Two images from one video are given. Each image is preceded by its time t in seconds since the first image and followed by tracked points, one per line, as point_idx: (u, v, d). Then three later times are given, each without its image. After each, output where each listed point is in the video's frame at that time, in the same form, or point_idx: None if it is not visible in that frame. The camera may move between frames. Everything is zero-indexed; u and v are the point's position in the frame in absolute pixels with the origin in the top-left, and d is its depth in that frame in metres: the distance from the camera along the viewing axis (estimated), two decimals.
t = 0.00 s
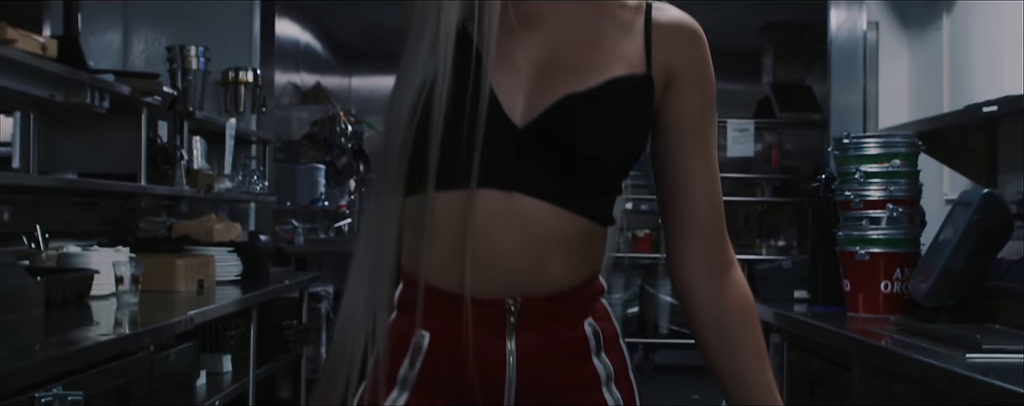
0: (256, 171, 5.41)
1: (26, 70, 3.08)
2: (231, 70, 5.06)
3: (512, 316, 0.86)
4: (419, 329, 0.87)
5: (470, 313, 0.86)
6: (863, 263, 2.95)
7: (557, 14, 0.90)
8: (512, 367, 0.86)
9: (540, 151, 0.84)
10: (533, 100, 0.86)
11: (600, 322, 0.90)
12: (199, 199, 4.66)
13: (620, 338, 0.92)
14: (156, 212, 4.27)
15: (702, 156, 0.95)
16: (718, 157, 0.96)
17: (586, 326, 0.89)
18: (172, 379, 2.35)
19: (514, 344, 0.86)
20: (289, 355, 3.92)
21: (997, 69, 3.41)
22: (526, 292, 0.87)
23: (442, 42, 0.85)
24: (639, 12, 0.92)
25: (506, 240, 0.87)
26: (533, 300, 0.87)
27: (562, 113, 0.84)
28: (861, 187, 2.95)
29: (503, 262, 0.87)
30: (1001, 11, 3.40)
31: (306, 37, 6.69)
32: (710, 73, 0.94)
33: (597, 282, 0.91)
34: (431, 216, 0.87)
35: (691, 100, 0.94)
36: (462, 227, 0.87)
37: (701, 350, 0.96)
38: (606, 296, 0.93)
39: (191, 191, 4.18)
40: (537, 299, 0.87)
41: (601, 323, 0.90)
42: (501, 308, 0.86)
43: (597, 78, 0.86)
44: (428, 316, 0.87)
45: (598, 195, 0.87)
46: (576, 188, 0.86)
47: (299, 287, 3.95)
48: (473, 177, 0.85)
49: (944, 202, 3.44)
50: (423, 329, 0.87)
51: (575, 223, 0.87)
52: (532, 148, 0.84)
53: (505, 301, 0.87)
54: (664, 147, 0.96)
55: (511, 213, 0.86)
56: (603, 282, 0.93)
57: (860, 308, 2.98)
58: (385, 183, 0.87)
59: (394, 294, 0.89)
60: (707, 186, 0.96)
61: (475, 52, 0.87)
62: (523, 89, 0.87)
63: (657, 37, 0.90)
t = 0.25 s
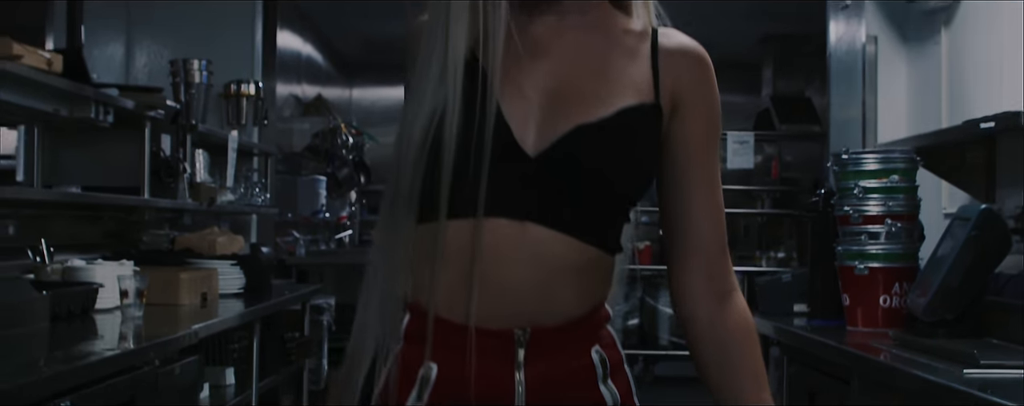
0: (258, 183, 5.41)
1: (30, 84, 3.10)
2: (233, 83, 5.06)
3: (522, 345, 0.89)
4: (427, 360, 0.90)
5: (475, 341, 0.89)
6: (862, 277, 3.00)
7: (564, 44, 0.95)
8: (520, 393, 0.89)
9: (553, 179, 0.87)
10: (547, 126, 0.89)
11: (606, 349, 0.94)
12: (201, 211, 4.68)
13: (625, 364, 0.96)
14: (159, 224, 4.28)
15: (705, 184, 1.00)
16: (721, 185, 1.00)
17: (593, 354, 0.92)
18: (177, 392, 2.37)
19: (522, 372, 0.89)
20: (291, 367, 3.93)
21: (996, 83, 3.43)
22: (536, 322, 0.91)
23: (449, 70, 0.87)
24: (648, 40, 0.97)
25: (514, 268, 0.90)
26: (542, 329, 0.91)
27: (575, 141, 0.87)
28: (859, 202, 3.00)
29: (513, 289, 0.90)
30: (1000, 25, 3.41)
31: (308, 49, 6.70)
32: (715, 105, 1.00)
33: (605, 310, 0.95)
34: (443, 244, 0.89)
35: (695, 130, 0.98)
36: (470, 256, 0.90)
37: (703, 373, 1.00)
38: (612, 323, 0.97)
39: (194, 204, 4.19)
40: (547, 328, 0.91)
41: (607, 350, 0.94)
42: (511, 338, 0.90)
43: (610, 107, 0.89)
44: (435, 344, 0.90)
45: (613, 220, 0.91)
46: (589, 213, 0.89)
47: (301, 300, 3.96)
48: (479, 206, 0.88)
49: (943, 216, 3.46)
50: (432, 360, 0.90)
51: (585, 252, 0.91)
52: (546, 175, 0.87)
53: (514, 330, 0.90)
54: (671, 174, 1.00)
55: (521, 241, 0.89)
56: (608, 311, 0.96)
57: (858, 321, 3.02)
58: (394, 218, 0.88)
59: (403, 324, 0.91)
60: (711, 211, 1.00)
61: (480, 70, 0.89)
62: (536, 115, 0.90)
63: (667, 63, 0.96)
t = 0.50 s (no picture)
0: (260, 196, 5.41)
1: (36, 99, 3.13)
2: (236, 95, 5.04)
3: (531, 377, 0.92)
4: (434, 390, 0.92)
5: (477, 371, 0.92)
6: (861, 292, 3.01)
7: (568, 74, 0.98)
8: None
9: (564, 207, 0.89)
10: (557, 151, 0.91)
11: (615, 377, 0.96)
12: (204, 225, 4.68)
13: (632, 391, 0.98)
14: (161, 238, 4.30)
15: (709, 211, 1.03)
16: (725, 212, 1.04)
17: (603, 383, 0.94)
18: None
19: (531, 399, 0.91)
20: (294, 381, 3.93)
21: (994, 99, 3.45)
22: (545, 353, 0.93)
23: (452, 106, 0.90)
24: (653, 65, 1.00)
25: (524, 297, 0.92)
26: (551, 359, 0.93)
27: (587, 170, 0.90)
28: (859, 217, 3.04)
29: (524, 317, 0.93)
30: (998, 41, 3.44)
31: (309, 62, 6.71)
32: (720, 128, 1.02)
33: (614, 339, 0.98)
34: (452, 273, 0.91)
35: (701, 156, 1.01)
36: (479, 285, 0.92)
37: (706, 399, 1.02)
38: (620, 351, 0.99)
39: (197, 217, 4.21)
40: (556, 358, 0.93)
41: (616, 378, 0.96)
42: (519, 368, 0.92)
43: (621, 135, 0.93)
44: (444, 373, 0.92)
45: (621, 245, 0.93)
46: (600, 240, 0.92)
47: (304, 313, 3.98)
48: (488, 236, 0.90)
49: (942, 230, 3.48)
50: (440, 389, 0.92)
51: (595, 281, 0.93)
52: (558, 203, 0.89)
53: (523, 360, 0.92)
54: (678, 200, 1.02)
55: (532, 269, 0.91)
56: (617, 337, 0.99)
57: (858, 336, 3.02)
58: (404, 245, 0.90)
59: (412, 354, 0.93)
60: (715, 239, 1.03)
61: (486, 95, 0.91)
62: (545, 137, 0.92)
63: (674, 89, 0.99)
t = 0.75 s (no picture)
0: (262, 208, 5.41)
1: (42, 115, 3.16)
2: (238, 108, 5.05)
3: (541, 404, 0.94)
4: None
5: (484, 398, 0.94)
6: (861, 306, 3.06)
7: (573, 103, 1.00)
8: None
9: (572, 236, 0.92)
10: (566, 180, 0.94)
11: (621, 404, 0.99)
12: (207, 238, 4.69)
13: None
14: (164, 251, 4.32)
15: (713, 230, 1.04)
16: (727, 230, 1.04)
17: None
18: None
19: None
20: (296, 394, 3.95)
21: (992, 115, 3.48)
22: (555, 381, 0.95)
23: (456, 127, 0.91)
24: (658, 88, 1.03)
25: (532, 323, 0.94)
26: (560, 388, 0.95)
27: (595, 197, 0.92)
28: (858, 233, 3.06)
29: (533, 343, 0.95)
30: (996, 57, 3.46)
31: (313, 73, 6.71)
32: (725, 151, 1.03)
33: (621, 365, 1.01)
34: (462, 302, 0.94)
35: (703, 179, 1.02)
36: (487, 313, 0.94)
37: None
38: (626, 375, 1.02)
39: (200, 231, 4.23)
40: (565, 387, 0.95)
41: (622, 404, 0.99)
42: (529, 395, 0.94)
43: (629, 160, 0.95)
44: (452, 402, 0.95)
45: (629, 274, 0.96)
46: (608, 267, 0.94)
47: (306, 326, 3.99)
48: (496, 266, 0.92)
49: (940, 244, 3.51)
50: None
51: (605, 307, 0.95)
52: (567, 235, 0.92)
53: (533, 389, 0.95)
54: (684, 226, 1.04)
55: (542, 295, 0.94)
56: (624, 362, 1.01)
57: (858, 350, 3.08)
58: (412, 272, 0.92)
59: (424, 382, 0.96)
60: (715, 258, 1.04)
61: (494, 125, 0.93)
62: (553, 166, 0.95)
63: (679, 114, 1.01)
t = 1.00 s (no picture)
0: (265, 220, 5.43)
1: (47, 130, 3.18)
2: (242, 121, 5.07)
3: None
4: None
5: None
6: (861, 320, 3.09)
7: (577, 122, 1.00)
8: None
9: (581, 256, 0.92)
10: (573, 201, 0.94)
11: None
12: (209, 250, 4.71)
13: None
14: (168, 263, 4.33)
15: (719, 248, 1.03)
16: (731, 247, 1.04)
17: None
18: None
19: None
20: None
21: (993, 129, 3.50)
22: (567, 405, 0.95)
23: (460, 151, 0.89)
24: (665, 104, 1.02)
25: (541, 345, 0.95)
26: None
27: (602, 216, 0.93)
28: (859, 246, 3.09)
29: (540, 365, 0.95)
30: (996, 71, 3.48)
31: (316, 84, 6.73)
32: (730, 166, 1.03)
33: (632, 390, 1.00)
34: (471, 325, 0.94)
35: (711, 194, 1.01)
36: (494, 335, 0.95)
37: None
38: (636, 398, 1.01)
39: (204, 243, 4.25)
40: None
41: None
42: None
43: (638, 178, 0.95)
44: None
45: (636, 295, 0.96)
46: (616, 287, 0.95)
47: (309, 338, 4.01)
48: (504, 288, 0.92)
49: (940, 256, 3.53)
50: None
51: (613, 325, 0.95)
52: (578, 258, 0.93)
53: None
54: (691, 245, 1.03)
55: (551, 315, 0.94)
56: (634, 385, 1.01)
57: (858, 363, 3.10)
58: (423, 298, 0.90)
59: None
60: (718, 277, 1.04)
61: (499, 146, 0.91)
62: (559, 188, 0.95)
63: (688, 130, 1.01)
